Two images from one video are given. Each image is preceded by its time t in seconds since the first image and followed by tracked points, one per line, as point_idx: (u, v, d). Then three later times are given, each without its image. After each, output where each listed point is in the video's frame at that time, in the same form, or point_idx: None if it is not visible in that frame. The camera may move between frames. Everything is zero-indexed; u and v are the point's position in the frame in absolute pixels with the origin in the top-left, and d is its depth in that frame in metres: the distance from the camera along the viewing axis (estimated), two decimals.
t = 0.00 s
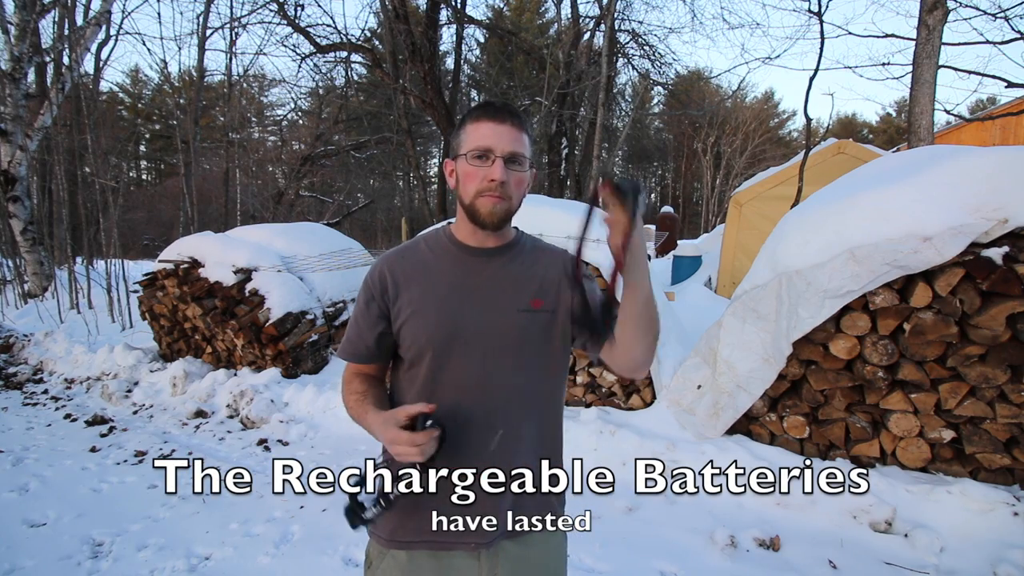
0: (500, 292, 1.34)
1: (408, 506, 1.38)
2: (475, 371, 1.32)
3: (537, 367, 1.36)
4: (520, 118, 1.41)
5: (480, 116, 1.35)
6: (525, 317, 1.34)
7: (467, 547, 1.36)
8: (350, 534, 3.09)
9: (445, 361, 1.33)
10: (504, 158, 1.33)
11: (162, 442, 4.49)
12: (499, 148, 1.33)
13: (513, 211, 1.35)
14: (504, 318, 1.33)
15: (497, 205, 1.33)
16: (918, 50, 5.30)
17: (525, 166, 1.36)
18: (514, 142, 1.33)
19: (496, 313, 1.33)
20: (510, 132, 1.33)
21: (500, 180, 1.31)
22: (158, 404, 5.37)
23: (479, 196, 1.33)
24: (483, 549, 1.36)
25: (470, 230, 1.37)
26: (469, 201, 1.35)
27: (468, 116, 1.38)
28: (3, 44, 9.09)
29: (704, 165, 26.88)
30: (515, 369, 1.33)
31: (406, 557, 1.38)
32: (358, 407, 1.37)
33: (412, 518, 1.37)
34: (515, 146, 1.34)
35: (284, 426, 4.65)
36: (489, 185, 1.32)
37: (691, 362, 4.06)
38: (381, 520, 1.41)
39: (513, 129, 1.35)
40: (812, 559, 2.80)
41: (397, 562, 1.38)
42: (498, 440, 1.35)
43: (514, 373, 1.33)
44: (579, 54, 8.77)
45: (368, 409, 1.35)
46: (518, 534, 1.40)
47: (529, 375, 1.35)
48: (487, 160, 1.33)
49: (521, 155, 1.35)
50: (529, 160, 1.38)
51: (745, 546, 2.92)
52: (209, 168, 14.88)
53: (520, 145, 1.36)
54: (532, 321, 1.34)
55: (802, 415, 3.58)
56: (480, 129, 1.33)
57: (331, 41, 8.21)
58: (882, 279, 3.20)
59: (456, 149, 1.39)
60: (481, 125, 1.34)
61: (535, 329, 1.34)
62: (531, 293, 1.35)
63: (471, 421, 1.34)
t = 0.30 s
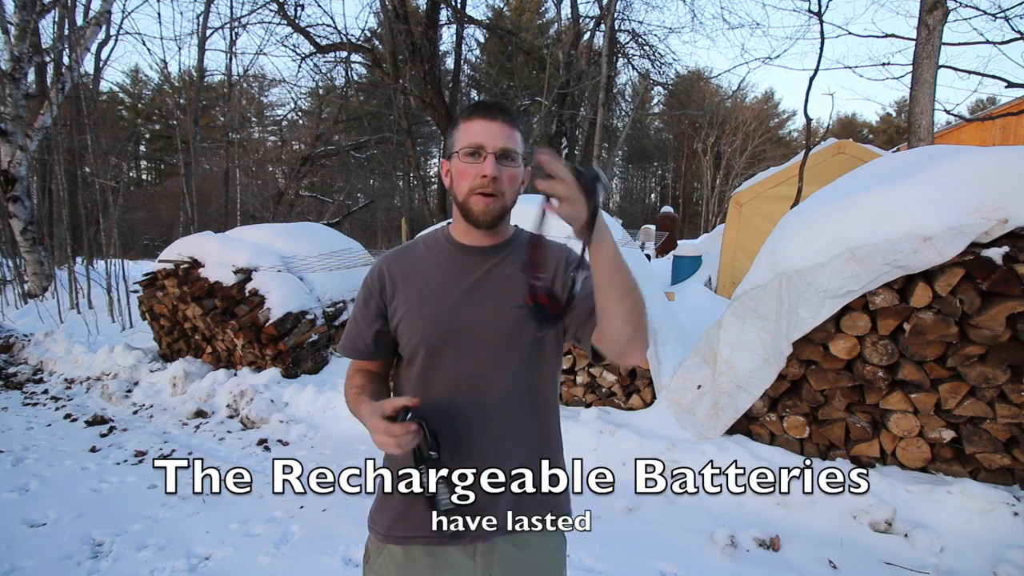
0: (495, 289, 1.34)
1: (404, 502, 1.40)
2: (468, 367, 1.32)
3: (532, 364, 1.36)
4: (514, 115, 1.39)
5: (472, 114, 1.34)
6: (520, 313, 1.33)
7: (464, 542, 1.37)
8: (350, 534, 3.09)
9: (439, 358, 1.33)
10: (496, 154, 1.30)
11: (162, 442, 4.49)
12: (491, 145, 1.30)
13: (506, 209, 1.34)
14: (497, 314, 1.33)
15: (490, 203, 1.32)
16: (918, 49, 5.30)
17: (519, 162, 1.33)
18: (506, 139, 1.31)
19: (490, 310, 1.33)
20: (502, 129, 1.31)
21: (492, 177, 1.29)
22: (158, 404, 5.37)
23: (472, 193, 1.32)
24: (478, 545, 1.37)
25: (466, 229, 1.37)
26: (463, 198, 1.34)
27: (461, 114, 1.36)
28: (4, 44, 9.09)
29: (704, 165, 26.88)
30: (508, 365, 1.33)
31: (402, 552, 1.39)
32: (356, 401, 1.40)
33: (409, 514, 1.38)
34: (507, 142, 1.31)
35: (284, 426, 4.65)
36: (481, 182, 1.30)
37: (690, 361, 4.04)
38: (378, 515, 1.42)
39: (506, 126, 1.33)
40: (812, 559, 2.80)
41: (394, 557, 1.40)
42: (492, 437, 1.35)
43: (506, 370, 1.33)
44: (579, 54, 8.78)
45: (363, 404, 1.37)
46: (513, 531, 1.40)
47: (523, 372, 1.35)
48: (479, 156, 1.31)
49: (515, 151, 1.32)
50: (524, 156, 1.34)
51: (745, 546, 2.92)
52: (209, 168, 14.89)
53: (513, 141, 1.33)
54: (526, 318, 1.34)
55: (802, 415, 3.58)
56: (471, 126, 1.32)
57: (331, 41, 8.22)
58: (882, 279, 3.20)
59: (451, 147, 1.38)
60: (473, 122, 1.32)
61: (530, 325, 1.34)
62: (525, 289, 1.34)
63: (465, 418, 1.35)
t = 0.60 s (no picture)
0: (490, 286, 1.33)
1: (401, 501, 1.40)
2: (466, 365, 1.32)
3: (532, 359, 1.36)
4: (501, 114, 1.40)
5: (457, 116, 1.36)
6: (515, 309, 1.33)
7: (463, 541, 1.37)
8: (350, 534, 3.09)
9: (438, 357, 1.33)
10: (481, 150, 1.31)
11: (162, 442, 4.49)
12: (475, 142, 1.31)
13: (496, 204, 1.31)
14: (494, 311, 1.32)
15: (477, 197, 1.29)
16: (918, 50, 5.30)
17: (505, 158, 1.33)
18: (490, 135, 1.31)
19: (486, 306, 1.32)
20: (485, 127, 1.32)
21: (477, 172, 1.29)
22: (158, 404, 5.37)
23: (459, 190, 1.31)
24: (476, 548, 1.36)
25: (460, 229, 1.37)
26: (453, 197, 1.33)
27: (448, 117, 1.38)
28: (3, 44, 9.09)
29: (704, 165, 26.87)
30: (506, 361, 1.33)
31: (400, 552, 1.39)
32: (362, 403, 1.42)
33: (407, 512, 1.38)
34: (492, 138, 1.32)
35: (284, 426, 4.65)
36: (468, 178, 1.30)
37: (690, 361, 4.04)
38: (377, 514, 1.42)
39: (490, 124, 1.33)
40: (812, 559, 2.80)
41: (392, 556, 1.40)
42: (494, 434, 1.35)
43: (505, 366, 1.33)
44: (579, 54, 8.78)
45: (368, 406, 1.39)
46: (511, 532, 1.38)
47: (521, 367, 1.35)
48: (465, 155, 1.32)
49: (500, 146, 1.32)
50: (510, 152, 1.35)
51: (745, 546, 2.92)
52: (209, 168, 14.90)
53: (497, 138, 1.33)
54: (521, 313, 1.33)
55: (802, 415, 3.58)
56: (457, 127, 1.33)
57: (331, 41, 8.23)
58: (882, 279, 3.20)
59: (441, 151, 1.40)
60: (458, 123, 1.34)
61: (527, 320, 1.33)
62: (520, 283, 1.34)
63: (465, 416, 1.35)
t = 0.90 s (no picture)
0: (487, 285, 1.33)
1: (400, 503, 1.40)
2: (466, 364, 1.32)
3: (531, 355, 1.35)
4: (487, 115, 1.41)
5: (446, 119, 1.37)
6: (512, 306, 1.32)
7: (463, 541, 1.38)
8: (350, 534, 3.09)
9: (437, 358, 1.33)
10: (473, 149, 1.31)
11: (162, 442, 4.49)
12: (466, 141, 1.31)
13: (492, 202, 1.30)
14: (492, 309, 1.32)
15: (474, 195, 1.28)
16: (918, 49, 5.30)
17: (496, 156, 1.34)
18: (479, 134, 1.33)
19: (483, 305, 1.32)
20: (474, 126, 1.33)
21: (472, 170, 1.28)
22: (158, 404, 5.37)
23: (455, 190, 1.30)
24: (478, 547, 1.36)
25: (456, 229, 1.36)
26: (449, 198, 1.32)
27: (437, 121, 1.39)
28: (3, 44, 9.09)
29: (704, 165, 26.88)
30: (505, 359, 1.32)
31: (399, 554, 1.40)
32: (364, 405, 1.43)
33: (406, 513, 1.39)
34: (482, 137, 1.33)
35: (284, 426, 4.65)
36: (462, 177, 1.29)
37: (690, 361, 4.03)
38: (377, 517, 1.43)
39: (478, 123, 1.35)
40: (812, 559, 2.80)
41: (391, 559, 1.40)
42: (495, 433, 1.35)
43: (504, 364, 1.32)
44: (579, 54, 8.79)
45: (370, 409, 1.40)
46: (510, 532, 1.38)
47: (521, 364, 1.34)
48: (457, 154, 1.31)
49: (490, 145, 1.34)
50: (499, 150, 1.36)
51: (745, 546, 2.92)
52: (209, 168, 14.90)
53: (487, 137, 1.34)
54: (518, 310, 1.33)
55: (802, 415, 3.58)
56: (447, 128, 1.34)
57: (331, 41, 8.24)
58: (882, 279, 3.20)
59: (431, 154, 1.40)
60: (447, 125, 1.35)
61: (524, 317, 1.33)
62: (516, 279, 1.33)
63: (466, 416, 1.35)
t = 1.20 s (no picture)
0: (485, 284, 1.33)
1: (400, 504, 1.40)
2: (464, 364, 1.32)
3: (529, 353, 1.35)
4: (485, 111, 1.37)
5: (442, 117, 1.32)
6: (510, 305, 1.33)
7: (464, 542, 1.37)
8: (350, 534, 3.09)
9: (435, 359, 1.33)
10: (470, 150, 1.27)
11: (162, 442, 4.49)
12: (462, 142, 1.27)
13: (491, 204, 1.30)
14: (490, 308, 1.33)
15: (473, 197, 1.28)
16: (918, 49, 5.30)
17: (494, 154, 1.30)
18: (476, 133, 1.28)
19: (482, 304, 1.33)
20: (470, 125, 1.29)
21: (469, 172, 1.25)
22: (158, 404, 5.37)
23: (453, 193, 1.29)
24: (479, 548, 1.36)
25: (454, 229, 1.36)
26: (447, 200, 1.31)
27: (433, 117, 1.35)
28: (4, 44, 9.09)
29: (704, 165, 26.89)
30: (504, 358, 1.33)
31: (400, 555, 1.39)
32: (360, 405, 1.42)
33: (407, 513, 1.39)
34: (478, 136, 1.29)
35: (284, 426, 4.65)
36: (460, 179, 1.27)
37: (690, 361, 4.03)
38: (378, 518, 1.43)
39: (474, 121, 1.31)
40: (812, 559, 2.80)
41: (392, 560, 1.40)
42: (494, 432, 1.36)
43: (503, 363, 1.33)
44: (579, 54, 8.80)
45: (367, 409, 1.39)
46: (510, 532, 1.38)
47: (518, 363, 1.35)
48: (453, 156, 1.28)
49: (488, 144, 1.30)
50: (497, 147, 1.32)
51: (745, 546, 2.92)
52: (209, 168, 14.91)
53: (483, 134, 1.30)
54: (517, 310, 1.33)
55: (802, 415, 3.58)
56: (442, 128, 1.30)
57: (331, 41, 8.24)
58: (882, 279, 3.20)
59: (427, 152, 1.36)
60: (443, 125, 1.31)
61: (522, 315, 1.33)
62: (514, 279, 1.34)
63: (465, 415, 1.35)
